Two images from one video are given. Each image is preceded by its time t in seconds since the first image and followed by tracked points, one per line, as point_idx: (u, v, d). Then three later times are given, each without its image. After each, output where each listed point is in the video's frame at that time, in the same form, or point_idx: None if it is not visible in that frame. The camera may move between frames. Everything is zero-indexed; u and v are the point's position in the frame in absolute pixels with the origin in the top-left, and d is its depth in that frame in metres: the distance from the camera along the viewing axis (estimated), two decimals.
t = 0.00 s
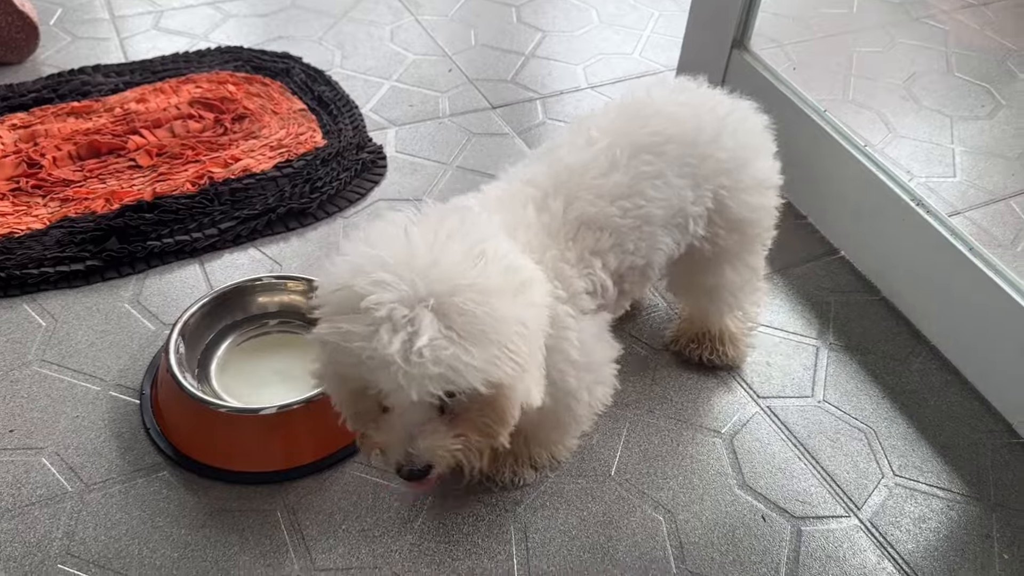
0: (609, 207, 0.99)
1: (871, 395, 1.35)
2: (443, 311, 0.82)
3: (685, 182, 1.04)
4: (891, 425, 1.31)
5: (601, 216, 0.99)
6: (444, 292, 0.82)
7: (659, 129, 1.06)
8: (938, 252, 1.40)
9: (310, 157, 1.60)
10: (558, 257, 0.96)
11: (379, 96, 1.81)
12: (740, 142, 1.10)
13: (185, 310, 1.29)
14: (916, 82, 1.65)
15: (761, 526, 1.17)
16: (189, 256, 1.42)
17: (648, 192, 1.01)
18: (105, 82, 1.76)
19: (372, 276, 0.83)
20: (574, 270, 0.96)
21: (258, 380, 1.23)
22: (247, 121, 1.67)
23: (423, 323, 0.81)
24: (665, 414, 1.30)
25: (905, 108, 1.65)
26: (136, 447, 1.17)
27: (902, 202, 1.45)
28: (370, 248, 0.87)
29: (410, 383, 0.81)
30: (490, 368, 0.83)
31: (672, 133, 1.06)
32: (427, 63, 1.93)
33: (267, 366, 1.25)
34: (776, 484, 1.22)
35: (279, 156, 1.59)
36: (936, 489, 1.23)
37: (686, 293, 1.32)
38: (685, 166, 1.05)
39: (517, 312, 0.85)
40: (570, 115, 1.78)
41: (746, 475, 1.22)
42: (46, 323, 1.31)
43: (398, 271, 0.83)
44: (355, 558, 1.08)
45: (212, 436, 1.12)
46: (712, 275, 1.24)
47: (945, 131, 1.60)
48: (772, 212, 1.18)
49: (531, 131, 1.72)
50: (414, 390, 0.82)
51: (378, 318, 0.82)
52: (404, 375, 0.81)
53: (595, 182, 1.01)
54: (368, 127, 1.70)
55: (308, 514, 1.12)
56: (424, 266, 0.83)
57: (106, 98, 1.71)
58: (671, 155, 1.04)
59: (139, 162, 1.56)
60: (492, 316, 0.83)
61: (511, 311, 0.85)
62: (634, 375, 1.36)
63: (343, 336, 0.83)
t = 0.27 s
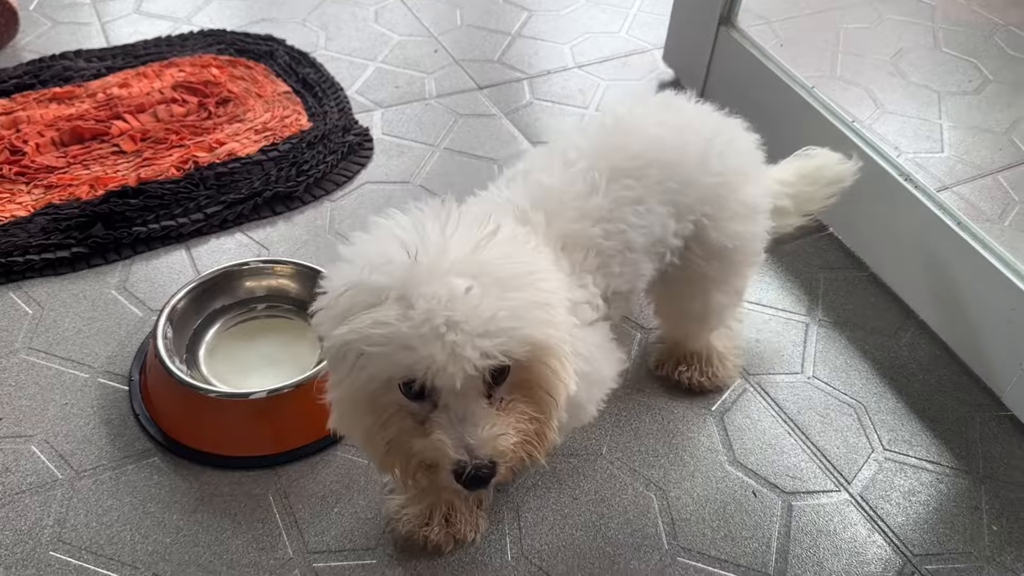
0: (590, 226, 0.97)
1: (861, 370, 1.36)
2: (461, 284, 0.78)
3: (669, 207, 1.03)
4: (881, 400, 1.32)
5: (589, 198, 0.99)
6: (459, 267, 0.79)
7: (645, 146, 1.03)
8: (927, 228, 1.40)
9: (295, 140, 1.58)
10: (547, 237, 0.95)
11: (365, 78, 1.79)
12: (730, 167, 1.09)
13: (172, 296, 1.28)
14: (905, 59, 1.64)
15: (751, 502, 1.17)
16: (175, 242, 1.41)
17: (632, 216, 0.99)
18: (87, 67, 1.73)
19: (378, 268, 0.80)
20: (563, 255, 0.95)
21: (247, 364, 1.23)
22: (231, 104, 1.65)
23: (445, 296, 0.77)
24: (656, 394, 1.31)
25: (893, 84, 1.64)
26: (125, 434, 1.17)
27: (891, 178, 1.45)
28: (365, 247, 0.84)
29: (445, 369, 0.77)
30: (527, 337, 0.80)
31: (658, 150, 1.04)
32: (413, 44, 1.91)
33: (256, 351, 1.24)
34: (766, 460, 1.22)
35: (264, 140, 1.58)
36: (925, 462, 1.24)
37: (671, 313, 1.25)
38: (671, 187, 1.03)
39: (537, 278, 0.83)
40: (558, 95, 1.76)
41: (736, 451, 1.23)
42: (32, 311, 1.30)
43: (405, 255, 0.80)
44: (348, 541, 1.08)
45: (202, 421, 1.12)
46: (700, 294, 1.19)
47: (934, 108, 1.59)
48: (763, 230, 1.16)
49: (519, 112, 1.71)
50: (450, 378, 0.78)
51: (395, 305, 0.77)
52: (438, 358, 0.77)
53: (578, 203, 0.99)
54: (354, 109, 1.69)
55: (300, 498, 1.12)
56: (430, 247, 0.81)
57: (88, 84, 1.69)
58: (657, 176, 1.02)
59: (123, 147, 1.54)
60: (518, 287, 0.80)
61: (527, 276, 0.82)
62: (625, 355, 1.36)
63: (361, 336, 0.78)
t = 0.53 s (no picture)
0: (559, 216, 0.95)
1: (836, 330, 1.37)
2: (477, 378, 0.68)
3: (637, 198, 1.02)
4: (856, 358, 1.33)
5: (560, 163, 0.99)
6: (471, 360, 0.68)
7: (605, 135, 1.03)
8: (905, 185, 1.39)
9: (268, 111, 1.56)
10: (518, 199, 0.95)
11: (337, 48, 1.76)
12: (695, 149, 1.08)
13: (146, 269, 1.27)
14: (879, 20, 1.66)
15: (729, 461, 1.19)
16: (148, 216, 1.40)
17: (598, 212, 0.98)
18: (54, 41, 1.70)
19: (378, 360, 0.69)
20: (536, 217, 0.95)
21: (222, 334, 1.22)
22: (201, 76, 1.63)
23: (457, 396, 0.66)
24: (633, 358, 1.32)
25: (868, 46, 1.65)
26: (102, 408, 1.16)
27: (870, 140, 1.44)
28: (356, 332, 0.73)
29: (469, 485, 0.67)
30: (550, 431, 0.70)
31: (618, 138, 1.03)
32: (385, 12, 1.88)
33: (233, 321, 1.24)
34: (743, 420, 1.24)
35: (236, 111, 1.56)
36: (900, 418, 1.26)
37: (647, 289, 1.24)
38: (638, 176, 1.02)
39: (554, 349, 0.75)
40: (534, 61, 1.75)
41: (714, 411, 1.24)
42: (4, 288, 1.29)
43: (406, 347, 0.69)
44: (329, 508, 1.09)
45: (179, 393, 1.12)
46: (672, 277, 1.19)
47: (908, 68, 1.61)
48: (732, 205, 1.15)
49: (494, 79, 1.69)
50: (476, 497, 0.68)
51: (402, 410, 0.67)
52: (461, 472, 0.66)
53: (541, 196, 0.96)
54: (327, 79, 1.66)
55: (280, 467, 1.12)
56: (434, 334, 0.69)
57: (56, 58, 1.66)
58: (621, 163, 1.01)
59: (93, 121, 1.52)
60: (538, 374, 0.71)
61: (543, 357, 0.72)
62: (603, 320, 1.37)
63: (368, 451, 0.68)
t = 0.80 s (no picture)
0: (523, 170, 0.94)
1: (810, 282, 1.39)
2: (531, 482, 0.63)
3: (568, 148, 1.02)
4: (829, 308, 1.36)
5: (529, 114, 1.00)
6: (546, 468, 0.64)
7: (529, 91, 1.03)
8: (872, 135, 1.42)
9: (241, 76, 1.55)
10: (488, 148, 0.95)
11: (309, 12, 1.75)
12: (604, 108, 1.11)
13: (122, 234, 1.27)
14: None
15: (705, 409, 1.22)
16: (123, 183, 1.39)
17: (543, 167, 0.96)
18: (20, 9, 1.64)
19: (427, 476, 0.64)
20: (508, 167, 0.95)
21: (198, 297, 1.23)
22: (173, 43, 1.61)
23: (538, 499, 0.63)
24: (610, 314, 1.33)
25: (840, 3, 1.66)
26: (83, 372, 1.17)
27: (836, 90, 1.47)
28: (412, 427, 0.67)
29: None
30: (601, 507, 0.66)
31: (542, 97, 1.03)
32: None
33: (210, 285, 1.25)
34: (719, 370, 1.26)
35: (208, 77, 1.54)
36: (872, 365, 1.29)
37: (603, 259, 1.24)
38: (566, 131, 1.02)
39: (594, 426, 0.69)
40: (508, 22, 1.74)
41: (690, 362, 1.27)
42: None
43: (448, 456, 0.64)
44: (312, 465, 1.10)
45: (160, 355, 1.12)
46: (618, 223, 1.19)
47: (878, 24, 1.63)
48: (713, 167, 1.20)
49: (468, 41, 1.69)
50: None
51: (479, 527, 0.63)
52: None
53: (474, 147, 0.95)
54: (299, 44, 1.65)
55: (262, 427, 1.13)
56: (505, 438, 0.65)
57: (23, 26, 1.62)
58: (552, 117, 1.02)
59: (64, 90, 1.50)
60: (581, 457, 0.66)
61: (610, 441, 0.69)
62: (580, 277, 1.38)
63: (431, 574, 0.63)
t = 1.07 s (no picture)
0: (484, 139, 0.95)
1: (772, 246, 1.43)
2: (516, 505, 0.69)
3: (532, 141, 0.98)
4: (790, 270, 1.40)
5: (489, 102, 0.96)
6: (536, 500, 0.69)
7: (492, 82, 0.97)
8: (831, 101, 1.45)
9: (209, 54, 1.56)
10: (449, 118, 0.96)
11: None
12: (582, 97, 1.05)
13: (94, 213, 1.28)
14: None
15: (670, 370, 1.26)
16: (94, 163, 1.40)
17: (505, 173, 0.93)
18: None
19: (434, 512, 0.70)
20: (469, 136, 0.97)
21: (170, 273, 1.25)
22: (139, 22, 1.61)
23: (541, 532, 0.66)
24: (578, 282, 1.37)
25: None
26: (60, 349, 1.19)
27: (797, 59, 1.49)
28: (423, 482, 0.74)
29: None
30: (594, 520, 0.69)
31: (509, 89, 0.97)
32: None
33: (182, 260, 1.26)
34: (683, 332, 1.31)
35: (176, 56, 1.54)
36: (831, 324, 1.33)
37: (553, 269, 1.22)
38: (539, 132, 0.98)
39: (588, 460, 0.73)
40: None
41: (656, 325, 1.32)
42: None
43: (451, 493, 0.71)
44: (288, 433, 1.13)
45: (136, 330, 1.15)
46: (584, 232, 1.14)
47: None
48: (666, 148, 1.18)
49: (435, 15, 1.70)
50: None
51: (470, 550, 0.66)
52: None
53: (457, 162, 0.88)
54: (266, 20, 1.65)
55: (238, 398, 1.16)
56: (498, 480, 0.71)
57: None
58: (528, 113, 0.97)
59: (31, 71, 1.50)
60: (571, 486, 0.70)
61: (614, 484, 0.72)
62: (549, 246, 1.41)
63: None
